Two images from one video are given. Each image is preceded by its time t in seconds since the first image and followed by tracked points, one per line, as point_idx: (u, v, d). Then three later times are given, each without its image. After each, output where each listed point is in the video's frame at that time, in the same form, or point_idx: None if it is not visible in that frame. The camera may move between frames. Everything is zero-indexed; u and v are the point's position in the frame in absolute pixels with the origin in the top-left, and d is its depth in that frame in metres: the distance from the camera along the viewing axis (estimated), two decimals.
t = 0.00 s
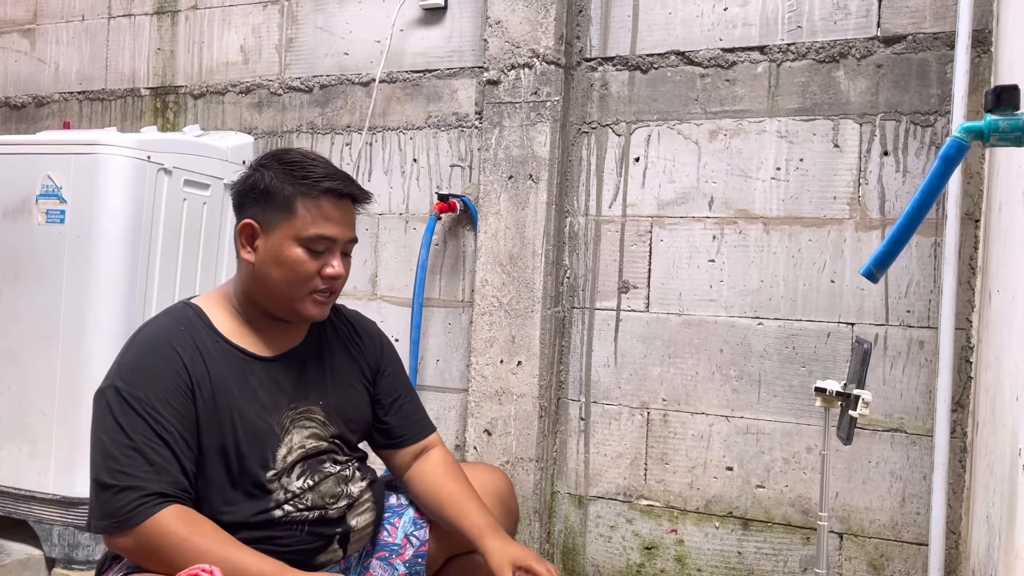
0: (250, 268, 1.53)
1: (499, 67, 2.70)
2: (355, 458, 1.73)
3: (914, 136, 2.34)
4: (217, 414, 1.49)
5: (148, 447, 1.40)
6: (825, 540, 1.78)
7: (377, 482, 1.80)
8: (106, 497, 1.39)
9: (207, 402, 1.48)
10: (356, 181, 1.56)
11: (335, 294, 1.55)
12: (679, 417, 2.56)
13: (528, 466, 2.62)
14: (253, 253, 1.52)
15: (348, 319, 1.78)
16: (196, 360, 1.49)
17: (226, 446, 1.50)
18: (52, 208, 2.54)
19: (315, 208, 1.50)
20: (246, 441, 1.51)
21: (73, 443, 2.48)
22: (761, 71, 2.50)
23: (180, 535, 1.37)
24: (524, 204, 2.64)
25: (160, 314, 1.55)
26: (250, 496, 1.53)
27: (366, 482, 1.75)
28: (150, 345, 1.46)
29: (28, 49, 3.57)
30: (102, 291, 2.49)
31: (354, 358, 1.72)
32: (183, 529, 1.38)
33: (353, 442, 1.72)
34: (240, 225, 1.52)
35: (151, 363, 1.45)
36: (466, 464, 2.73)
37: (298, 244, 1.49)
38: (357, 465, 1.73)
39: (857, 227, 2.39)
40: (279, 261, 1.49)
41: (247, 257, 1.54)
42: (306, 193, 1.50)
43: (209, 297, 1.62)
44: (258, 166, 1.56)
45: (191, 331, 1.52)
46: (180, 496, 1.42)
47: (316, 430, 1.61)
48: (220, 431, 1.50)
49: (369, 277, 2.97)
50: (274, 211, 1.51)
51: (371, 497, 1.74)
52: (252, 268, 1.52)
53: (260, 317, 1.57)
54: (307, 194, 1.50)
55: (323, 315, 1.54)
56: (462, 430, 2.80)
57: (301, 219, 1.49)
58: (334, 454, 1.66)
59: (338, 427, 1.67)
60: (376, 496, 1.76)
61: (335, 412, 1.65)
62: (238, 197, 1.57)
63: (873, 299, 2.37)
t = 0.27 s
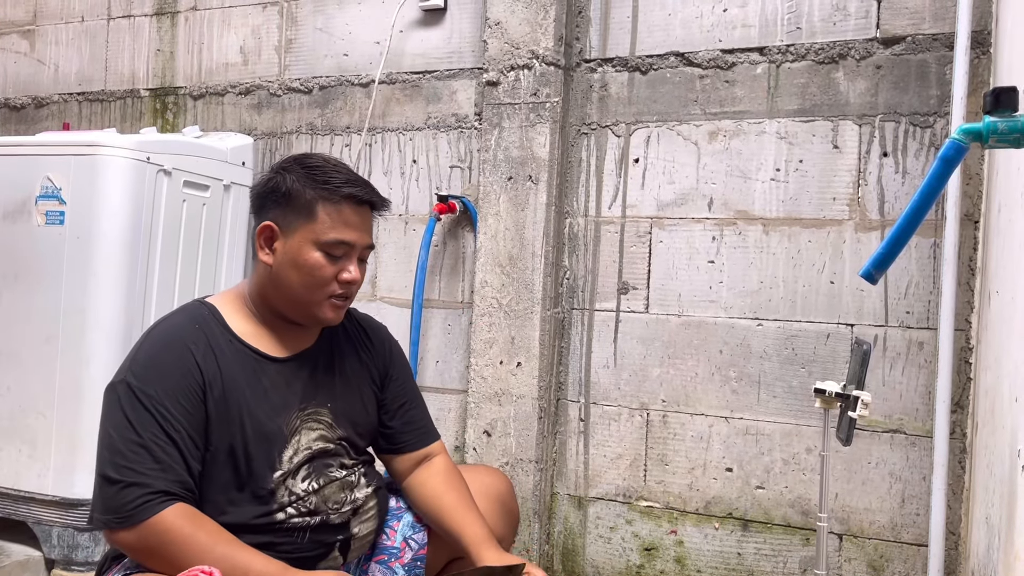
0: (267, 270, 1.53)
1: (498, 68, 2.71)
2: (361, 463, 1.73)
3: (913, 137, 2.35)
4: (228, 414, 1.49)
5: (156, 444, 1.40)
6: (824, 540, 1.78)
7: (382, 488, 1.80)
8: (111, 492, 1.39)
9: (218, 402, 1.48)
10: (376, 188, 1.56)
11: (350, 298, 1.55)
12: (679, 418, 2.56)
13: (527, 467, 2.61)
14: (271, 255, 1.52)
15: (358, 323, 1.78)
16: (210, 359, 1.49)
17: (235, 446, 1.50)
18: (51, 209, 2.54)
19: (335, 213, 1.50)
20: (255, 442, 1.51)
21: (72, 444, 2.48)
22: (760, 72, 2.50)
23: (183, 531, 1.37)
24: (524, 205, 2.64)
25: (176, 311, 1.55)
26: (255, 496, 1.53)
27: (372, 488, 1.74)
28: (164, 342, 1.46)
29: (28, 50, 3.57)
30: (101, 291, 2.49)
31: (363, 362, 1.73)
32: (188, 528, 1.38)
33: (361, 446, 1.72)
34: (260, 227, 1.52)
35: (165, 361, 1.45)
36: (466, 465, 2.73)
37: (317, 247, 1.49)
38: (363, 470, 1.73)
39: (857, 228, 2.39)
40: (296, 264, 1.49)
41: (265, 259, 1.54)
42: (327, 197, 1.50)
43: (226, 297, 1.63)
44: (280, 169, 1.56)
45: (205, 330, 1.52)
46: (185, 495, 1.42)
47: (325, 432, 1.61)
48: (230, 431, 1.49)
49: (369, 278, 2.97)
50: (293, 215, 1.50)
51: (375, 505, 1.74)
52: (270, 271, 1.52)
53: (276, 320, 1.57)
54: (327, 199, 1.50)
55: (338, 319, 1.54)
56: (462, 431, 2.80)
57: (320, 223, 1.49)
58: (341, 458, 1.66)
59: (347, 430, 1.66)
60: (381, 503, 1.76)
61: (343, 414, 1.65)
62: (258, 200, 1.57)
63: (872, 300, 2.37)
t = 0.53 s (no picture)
0: (281, 276, 1.53)
1: (498, 70, 2.71)
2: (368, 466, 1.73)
3: (912, 139, 2.35)
4: (240, 417, 1.50)
5: (169, 446, 1.40)
6: (823, 542, 1.78)
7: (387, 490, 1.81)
8: (121, 493, 1.39)
9: (230, 405, 1.49)
10: (392, 197, 1.55)
11: (363, 307, 1.54)
12: (678, 419, 2.56)
13: (527, 468, 2.61)
14: (285, 262, 1.52)
15: (366, 321, 1.79)
16: (223, 362, 1.49)
17: (246, 449, 1.50)
18: (51, 210, 2.54)
19: (351, 222, 1.49)
20: (267, 446, 1.51)
21: (71, 446, 2.48)
22: (759, 74, 2.50)
23: (196, 531, 1.38)
24: (523, 206, 2.64)
25: (189, 311, 1.54)
26: (264, 498, 1.53)
27: (378, 492, 1.75)
28: (179, 344, 1.46)
29: (27, 51, 3.57)
30: (101, 292, 2.49)
31: (372, 362, 1.73)
32: (202, 524, 1.39)
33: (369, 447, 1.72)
34: (276, 233, 1.51)
35: (179, 363, 1.45)
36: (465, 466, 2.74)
37: (332, 256, 1.48)
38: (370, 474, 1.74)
39: (856, 229, 2.39)
40: (311, 272, 1.49)
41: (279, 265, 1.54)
42: (343, 207, 1.49)
43: (238, 298, 1.62)
44: (296, 175, 1.55)
45: (219, 332, 1.51)
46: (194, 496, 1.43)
47: (335, 434, 1.62)
48: (242, 434, 1.50)
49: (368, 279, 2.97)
50: (309, 222, 1.50)
51: (381, 510, 1.76)
52: (285, 277, 1.52)
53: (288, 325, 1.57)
54: (343, 209, 1.49)
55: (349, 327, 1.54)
56: (461, 432, 2.81)
57: (336, 232, 1.48)
58: (350, 462, 1.66)
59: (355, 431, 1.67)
60: (386, 507, 1.78)
61: (353, 416, 1.66)
62: (274, 206, 1.56)
63: (871, 301, 2.38)
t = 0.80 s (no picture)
0: (291, 281, 1.53)
1: (497, 71, 2.71)
2: (371, 469, 1.73)
3: (911, 140, 2.35)
4: (249, 420, 1.50)
5: (179, 449, 1.40)
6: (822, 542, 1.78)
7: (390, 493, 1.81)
8: (131, 495, 1.39)
9: (240, 408, 1.49)
10: (404, 207, 1.55)
11: (371, 313, 1.55)
12: (677, 420, 2.56)
13: (526, 469, 2.62)
14: (296, 267, 1.52)
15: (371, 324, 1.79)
16: (234, 365, 1.49)
17: (255, 452, 1.50)
18: (50, 212, 2.54)
19: (363, 231, 1.49)
20: (275, 450, 1.52)
21: (71, 447, 2.48)
22: (758, 75, 2.51)
23: (208, 534, 1.39)
24: (523, 208, 2.64)
25: (197, 313, 1.54)
26: (270, 502, 1.54)
27: (380, 495, 1.75)
28: (189, 346, 1.46)
29: (27, 52, 3.57)
30: (101, 294, 2.49)
31: (377, 365, 1.74)
32: (214, 527, 1.40)
33: (372, 450, 1.72)
34: (287, 238, 1.51)
35: (190, 366, 1.44)
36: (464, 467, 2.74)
37: (343, 264, 1.48)
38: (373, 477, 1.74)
39: (855, 231, 2.39)
40: (322, 279, 1.49)
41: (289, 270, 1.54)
42: (355, 215, 1.49)
43: (246, 301, 1.62)
44: (309, 181, 1.55)
45: (228, 335, 1.51)
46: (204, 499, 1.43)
47: (340, 438, 1.62)
48: (251, 437, 1.50)
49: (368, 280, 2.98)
50: (321, 229, 1.50)
51: (383, 513, 1.76)
52: (295, 283, 1.52)
53: (296, 329, 1.57)
54: (356, 217, 1.49)
55: (357, 333, 1.54)
56: (460, 433, 2.81)
57: (348, 240, 1.48)
58: (355, 465, 1.66)
59: (360, 435, 1.67)
60: (388, 510, 1.78)
61: (358, 420, 1.66)
62: (285, 211, 1.56)
63: (870, 302, 2.38)
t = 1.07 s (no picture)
0: (289, 279, 1.53)
1: (497, 72, 2.71)
2: (372, 471, 1.73)
3: (910, 141, 2.35)
4: (247, 422, 1.50)
5: (176, 451, 1.40)
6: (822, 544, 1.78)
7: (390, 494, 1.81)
8: (128, 496, 1.39)
9: (237, 410, 1.49)
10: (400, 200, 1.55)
11: (371, 308, 1.54)
12: (677, 421, 2.56)
13: (525, 470, 2.61)
14: (293, 264, 1.52)
15: (371, 327, 1.79)
16: (232, 367, 1.49)
17: (253, 454, 1.50)
18: (50, 213, 2.54)
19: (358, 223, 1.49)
20: (273, 451, 1.52)
21: (70, 448, 2.48)
22: (757, 77, 2.51)
23: (202, 539, 1.39)
24: (522, 209, 2.64)
25: (197, 314, 1.55)
26: (269, 504, 1.54)
27: (380, 497, 1.75)
28: (187, 348, 1.46)
29: (27, 54, 3.57)
30: (100, 295, 2.49)
31: (377, 368, 1.74)
32: (208, 529, 1.39)
33: (372, 452, 1.72)
34: (283, 236, 1.52)
35: (188, 367, 1.45)
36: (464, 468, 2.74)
37: (339, 258, 1.49)
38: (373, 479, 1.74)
39: (854, 232, 2.39)
40: (319, 274, 1.49)
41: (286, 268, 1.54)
42: (350, 207, 1.49)
43: (246, 303, 1.62)
44: (303, 177, 1.56)
45: (227, 336, 1.52)
46: (201, 501, 1.43)
47: (340, 439, 1.62)
48: (249, 439, 1.50)
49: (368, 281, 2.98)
50: (318, 225, 1.50)
51: (383, 515, 1.76)
52: (292, 280, 1.52)
53: (297, 327, 1.58)
54: (351, 209, 1.49)
55: (358, 328, 1.54)
56: (460, 434, 2.81)
57: (344, 233, 1.49)
58: (354, 466, 1.66)
59: (359, 437, 1.67)
60: (389, 511, 1.79)
61: (358, 422, 1.66)
62: (281, 209, 1.57)
63: (870, 304, 2.38)
